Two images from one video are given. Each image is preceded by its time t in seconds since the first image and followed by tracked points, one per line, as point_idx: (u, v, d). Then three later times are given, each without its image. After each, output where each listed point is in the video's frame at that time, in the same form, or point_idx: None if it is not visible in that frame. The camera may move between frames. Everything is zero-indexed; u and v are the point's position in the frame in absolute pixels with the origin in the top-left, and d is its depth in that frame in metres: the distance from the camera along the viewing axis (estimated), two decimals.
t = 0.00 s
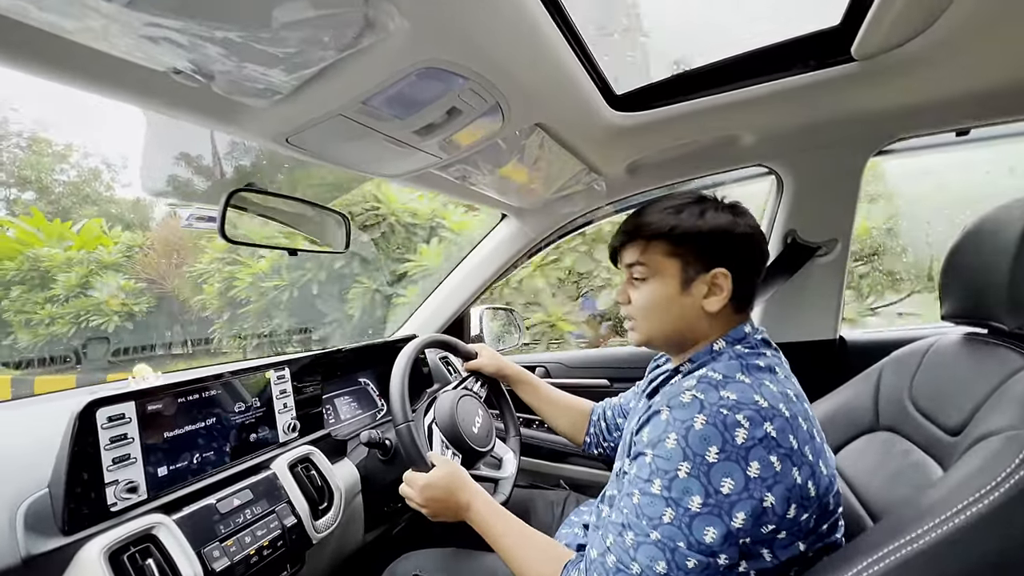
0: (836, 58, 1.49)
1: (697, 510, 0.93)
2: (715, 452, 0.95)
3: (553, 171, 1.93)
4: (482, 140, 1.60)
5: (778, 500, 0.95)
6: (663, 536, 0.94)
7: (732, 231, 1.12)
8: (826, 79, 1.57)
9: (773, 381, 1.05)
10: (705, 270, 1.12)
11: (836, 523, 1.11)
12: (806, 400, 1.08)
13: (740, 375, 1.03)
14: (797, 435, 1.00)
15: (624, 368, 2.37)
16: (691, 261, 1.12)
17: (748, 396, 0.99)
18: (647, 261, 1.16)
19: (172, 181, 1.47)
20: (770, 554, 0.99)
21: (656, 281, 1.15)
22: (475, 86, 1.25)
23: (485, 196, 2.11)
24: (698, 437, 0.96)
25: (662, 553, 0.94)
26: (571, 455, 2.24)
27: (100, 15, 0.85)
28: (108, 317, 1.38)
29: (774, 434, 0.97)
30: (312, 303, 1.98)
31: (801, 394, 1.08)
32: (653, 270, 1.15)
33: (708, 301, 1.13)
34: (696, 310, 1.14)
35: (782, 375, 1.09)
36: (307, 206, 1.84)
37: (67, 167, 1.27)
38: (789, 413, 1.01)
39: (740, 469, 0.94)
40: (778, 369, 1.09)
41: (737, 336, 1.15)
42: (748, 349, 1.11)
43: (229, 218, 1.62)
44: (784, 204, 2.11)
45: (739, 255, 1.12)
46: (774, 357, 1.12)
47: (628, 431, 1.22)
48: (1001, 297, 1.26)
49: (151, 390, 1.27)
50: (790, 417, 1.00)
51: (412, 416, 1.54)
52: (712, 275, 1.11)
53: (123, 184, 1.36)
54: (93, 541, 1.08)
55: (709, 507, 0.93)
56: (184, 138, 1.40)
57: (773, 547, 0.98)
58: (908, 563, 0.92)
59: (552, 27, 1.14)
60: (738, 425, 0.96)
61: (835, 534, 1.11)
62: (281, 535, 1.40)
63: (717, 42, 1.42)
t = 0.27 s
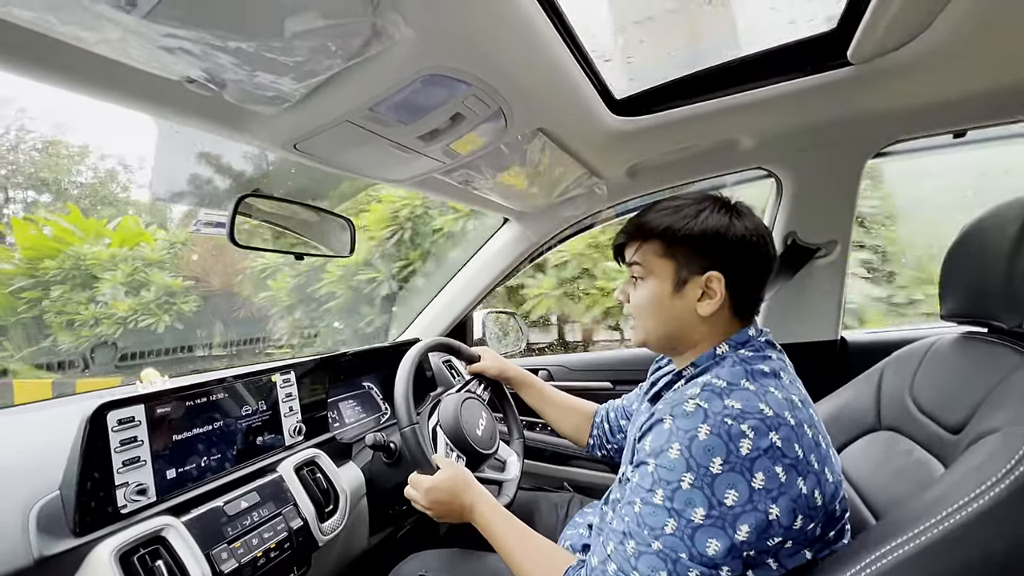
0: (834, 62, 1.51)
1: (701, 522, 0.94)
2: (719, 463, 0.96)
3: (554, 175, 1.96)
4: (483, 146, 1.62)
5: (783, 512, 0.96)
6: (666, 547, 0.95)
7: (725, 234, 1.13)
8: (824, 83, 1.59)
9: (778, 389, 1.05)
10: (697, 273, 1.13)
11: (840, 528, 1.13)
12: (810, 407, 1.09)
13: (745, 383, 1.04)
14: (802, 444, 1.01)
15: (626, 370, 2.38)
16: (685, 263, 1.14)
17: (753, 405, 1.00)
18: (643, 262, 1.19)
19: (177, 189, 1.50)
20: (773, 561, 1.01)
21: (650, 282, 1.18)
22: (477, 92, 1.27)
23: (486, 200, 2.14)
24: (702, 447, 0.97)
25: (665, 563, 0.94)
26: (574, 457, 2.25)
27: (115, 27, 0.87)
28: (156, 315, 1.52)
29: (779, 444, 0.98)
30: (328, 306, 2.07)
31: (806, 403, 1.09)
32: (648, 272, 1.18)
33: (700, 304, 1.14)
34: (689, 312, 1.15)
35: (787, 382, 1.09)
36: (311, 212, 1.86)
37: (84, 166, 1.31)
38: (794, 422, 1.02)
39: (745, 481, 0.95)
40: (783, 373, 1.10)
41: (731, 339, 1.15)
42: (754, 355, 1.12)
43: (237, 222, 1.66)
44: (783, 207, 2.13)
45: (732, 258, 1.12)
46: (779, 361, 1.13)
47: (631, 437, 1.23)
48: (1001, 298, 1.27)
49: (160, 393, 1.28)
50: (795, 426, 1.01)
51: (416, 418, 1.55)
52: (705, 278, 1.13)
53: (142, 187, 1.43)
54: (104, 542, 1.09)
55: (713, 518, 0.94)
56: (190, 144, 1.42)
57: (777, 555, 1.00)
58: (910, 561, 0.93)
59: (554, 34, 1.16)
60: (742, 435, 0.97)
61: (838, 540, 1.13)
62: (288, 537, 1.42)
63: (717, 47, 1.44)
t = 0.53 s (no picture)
0: (834, 51, 1.50)
1: (692, 507, 0.94)
2: (708, 449, 0.96)
3: (552, 166, 1.94)
4: (480, 137, 1.61)
5: (773, 496, 0.96)
6: (658, 534, 0.95)
7: (714, 227, 1.13)
8: (825, 72, 1.58)
9: (766, 377, 1.05)
10: (687, 267, 1.13)
11: (833, 517, 1.12)
12: (799, 395, 1.09)
13: (734, 372, 1.04)
14: (791, 430, 1.01)
15: (625, 362, 2.38)
16: (675, 258, 1.14)
17: (741, 393, 1.00)
18: (633, 258, 1.19)
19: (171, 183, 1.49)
20: (767, 549, 1.00)
21: (641, 277, 1.17)
22: (473, 83, 1.26)
23: (485, 192, 2.13)
24: (691, 435, 0.97)
25: (658, 551, 0.94)
26: (572, 450, 2.26)
27: (103, 16, 0.85)
28: (181, 306, 1.58)
29: (768, 430, 0.98)
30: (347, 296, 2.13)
31: (794, 390, 1.09)
32: (638, 268, 1.18)
33: (692, 298, 1.13)
34: (680, 307, 1.14)
35: (775, 370, 1.09)
36: (307, 205, 1.84)
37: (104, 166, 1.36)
38: (783, 409, 1.02)
39: (733, 467, 0.95)
40: (771, 363, 1.10)
41: (723, 332, 1.15)
42: (743, 344, 1.12)
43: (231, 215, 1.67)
44: (782, 199, 2.12)
45: (722, 251, 1.12)
46: (768, 350, 1.13)
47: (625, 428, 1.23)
48: (1001, 287, 1.27)
49: (157, 387, 1.28)
50: (784, 412, 1.01)
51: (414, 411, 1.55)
52: (695, 272, 1.12)
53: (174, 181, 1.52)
54: (103, 535, 1.09)
55: (703, 504, 0.94)
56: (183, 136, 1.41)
57: (769, 542, 1.00)
58: (905, 554, 0.93)
59: (552, 23, 1.15)
60: (731, 422, 0.97)
61: (833, 529, 1.12)
62: (287, 529, 1.42)
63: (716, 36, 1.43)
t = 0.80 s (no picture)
0: (819, 67, 1.51)
1: (691, 535, 0.93)
2: (708, 474, 0.95)
3: (544, 179, 1.95)
4: (470, 153, 1.61)
5: (774, 524, 0.95)
6: (656, 562, 0.93)
7: (714, 240, 1.13)
8: (811, 87, 1.59)
9: (767, 399, 1.05)
10: (687, 280, 1.13)
11: (831, 540, 1.11)
12: (801, 417, 1.09)
13: (735, 393, 1.03)
14: (792, 455, 1.00)
15: (619, 373, 2.38)
16: (673, 270, 1.14)
17: (742, 416, 1.00)
18: (632, 270, 1.19)
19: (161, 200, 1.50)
20: None
21: (639, 289, 1.17)
22: (459, 102, 1.27)
23: (477, 206, 2.14)
24: (691, 459, 0.96)
25: None
26: (567, 461, 2.23)
27: (84, 47, 0.86)
28: (173, 322, 1.58)
29: (769, 455, 0.97)
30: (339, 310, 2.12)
31: (796, 411, 1.08)
32: (638, 280, 1.18)
33: (691, 311, 1.13)
34: (678, 319, 1.14)
35: (777, 391, 1.09)
36: (301, 218, 1.85)
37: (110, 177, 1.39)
38: (784, 432, 1.01)
39: (734, 493, 0.94)
40: (773, 384, 1.09)
41: (722, 346, 1.15)
42: (744, 364, 1.11)
43: (221, 229, 1.64)
44: (774, 210, 2.13)
45: (721, 264, 1.12)
46: (769, 369, 1.13)
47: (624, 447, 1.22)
48: (988, 301, 1.26)
49: (145, 404, 1.28)
50: (785, 436, 1.00)
51: (406, 425, 1.55)
52: (694, 284, 1.12)
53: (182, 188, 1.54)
54: (89, 553, 1.09)
55: (702, 532, 0.92)
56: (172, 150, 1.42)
57: (770, 569, 0.98)
58: (896, 570, 0.92)
59: (535, 41, 1.16)
60: (732, 446, 0.96)
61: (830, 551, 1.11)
62: (276, 546, 1.41)
63: (702, 50, 1.44)
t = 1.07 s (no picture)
0: (824, 63, 1.50)
1: (700, 529, 0.92)
2: (718, 469, 0.94)
3: (547, 178, 1.95)
4: (473, 152, 1.62)
5: (783, 519, 0.95)
6: (665, 556, 0.92)
7: (723, 239, 1.11)
8: (815, 84, 1.58)
9: (776, 395, 1.05)
10: (697, 280, 1.12)
11: (840, 536, 1.11)
12: (810, 414, 1.09)
13: (744, 389, 1.03)
14: (802, 450, 1.00)
15: (623, 372, 2.39)
16: (683, 271, 1.13)
17: (752, 411, 1.00)
18: (641, 271, 1.18)
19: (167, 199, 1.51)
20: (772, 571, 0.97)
21: (650, 291, 1.17)
22: (462, 100, 1.27)
23: (480, 204, 2.14)
24: (701, 453, 0.96)
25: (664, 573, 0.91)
26: (571, 459, 2.22)
27: (91, 47, 0.87)
28: (177, 321, 1.59)
29: (779, 450, 0.97)
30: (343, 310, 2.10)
31: (804, 409, 1.08)
32: (647, 281, 1.17)
33: (702, 312, 1.13)
34: (690, 320, 1.14)
35: (786, 388, 1.09)
36: (307, 218, 1.85)
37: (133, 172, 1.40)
38: (794, 428, 1.01)
39: (744, 487, 0.94)
40: (783, 381, 1.09)
41: (733, 345, 1.15)
42: (753, 361, 1.11)
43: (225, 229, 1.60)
44: (778, 208, 2.13)
45: (732, 263, 1.11)
46: (778, 366, 1.13)
47: (629, 444, 1.21)
48: (994, 299, 1.26)
49: (149, 402, 1.28)
50: (795, 432, 1.00)
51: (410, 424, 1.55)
52: (705, 285, 1.12)
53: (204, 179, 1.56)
54: (95, 551, 1.09)
55: (712, 526, 0.92)
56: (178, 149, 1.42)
57: (776, 563, 0.97)
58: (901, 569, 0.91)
59: (538, 39, 1.16)
60: (742, 441, 0.96)
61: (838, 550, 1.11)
62: (281, 544, 1.42)
63: (706, 47, 1.44)
